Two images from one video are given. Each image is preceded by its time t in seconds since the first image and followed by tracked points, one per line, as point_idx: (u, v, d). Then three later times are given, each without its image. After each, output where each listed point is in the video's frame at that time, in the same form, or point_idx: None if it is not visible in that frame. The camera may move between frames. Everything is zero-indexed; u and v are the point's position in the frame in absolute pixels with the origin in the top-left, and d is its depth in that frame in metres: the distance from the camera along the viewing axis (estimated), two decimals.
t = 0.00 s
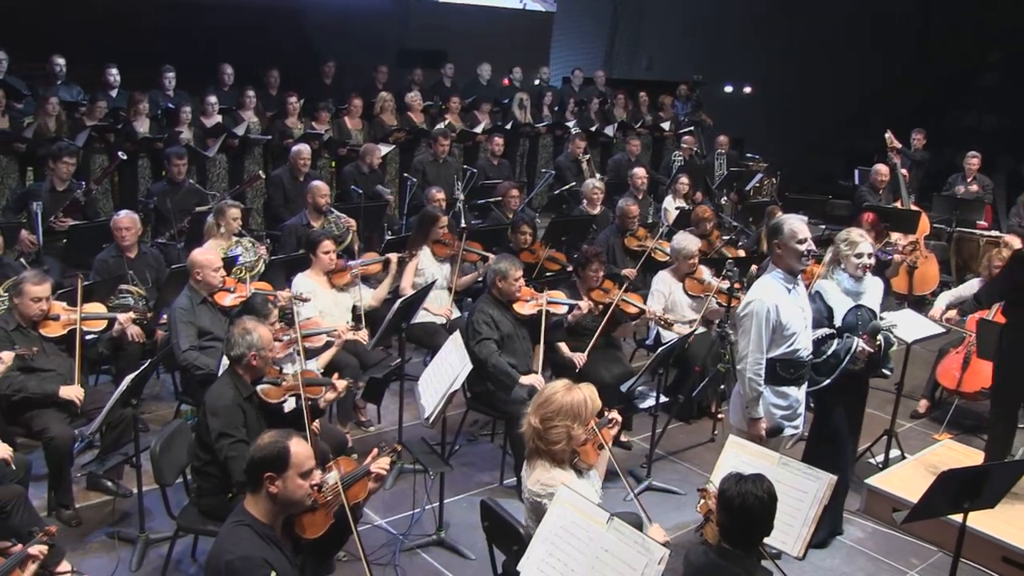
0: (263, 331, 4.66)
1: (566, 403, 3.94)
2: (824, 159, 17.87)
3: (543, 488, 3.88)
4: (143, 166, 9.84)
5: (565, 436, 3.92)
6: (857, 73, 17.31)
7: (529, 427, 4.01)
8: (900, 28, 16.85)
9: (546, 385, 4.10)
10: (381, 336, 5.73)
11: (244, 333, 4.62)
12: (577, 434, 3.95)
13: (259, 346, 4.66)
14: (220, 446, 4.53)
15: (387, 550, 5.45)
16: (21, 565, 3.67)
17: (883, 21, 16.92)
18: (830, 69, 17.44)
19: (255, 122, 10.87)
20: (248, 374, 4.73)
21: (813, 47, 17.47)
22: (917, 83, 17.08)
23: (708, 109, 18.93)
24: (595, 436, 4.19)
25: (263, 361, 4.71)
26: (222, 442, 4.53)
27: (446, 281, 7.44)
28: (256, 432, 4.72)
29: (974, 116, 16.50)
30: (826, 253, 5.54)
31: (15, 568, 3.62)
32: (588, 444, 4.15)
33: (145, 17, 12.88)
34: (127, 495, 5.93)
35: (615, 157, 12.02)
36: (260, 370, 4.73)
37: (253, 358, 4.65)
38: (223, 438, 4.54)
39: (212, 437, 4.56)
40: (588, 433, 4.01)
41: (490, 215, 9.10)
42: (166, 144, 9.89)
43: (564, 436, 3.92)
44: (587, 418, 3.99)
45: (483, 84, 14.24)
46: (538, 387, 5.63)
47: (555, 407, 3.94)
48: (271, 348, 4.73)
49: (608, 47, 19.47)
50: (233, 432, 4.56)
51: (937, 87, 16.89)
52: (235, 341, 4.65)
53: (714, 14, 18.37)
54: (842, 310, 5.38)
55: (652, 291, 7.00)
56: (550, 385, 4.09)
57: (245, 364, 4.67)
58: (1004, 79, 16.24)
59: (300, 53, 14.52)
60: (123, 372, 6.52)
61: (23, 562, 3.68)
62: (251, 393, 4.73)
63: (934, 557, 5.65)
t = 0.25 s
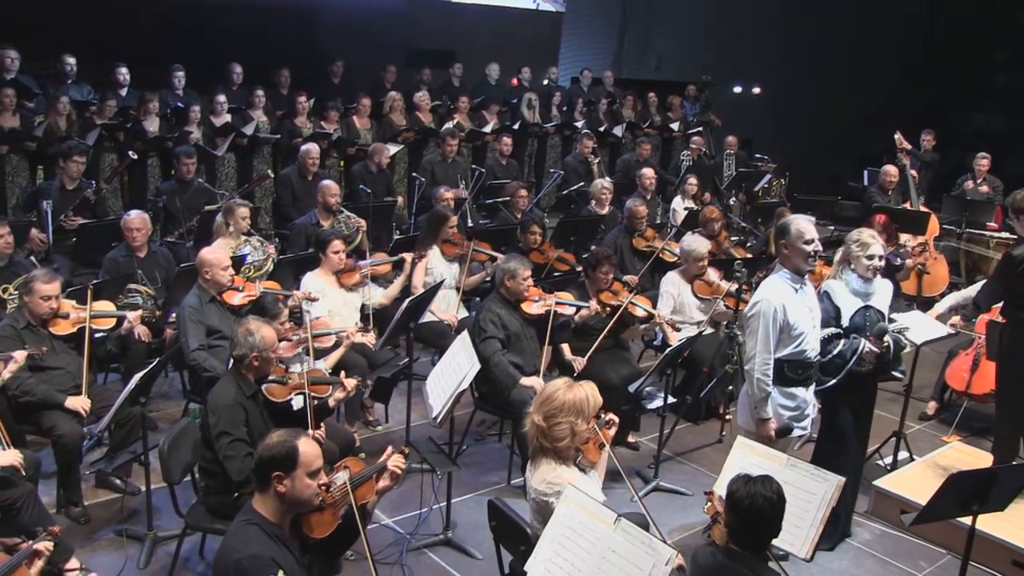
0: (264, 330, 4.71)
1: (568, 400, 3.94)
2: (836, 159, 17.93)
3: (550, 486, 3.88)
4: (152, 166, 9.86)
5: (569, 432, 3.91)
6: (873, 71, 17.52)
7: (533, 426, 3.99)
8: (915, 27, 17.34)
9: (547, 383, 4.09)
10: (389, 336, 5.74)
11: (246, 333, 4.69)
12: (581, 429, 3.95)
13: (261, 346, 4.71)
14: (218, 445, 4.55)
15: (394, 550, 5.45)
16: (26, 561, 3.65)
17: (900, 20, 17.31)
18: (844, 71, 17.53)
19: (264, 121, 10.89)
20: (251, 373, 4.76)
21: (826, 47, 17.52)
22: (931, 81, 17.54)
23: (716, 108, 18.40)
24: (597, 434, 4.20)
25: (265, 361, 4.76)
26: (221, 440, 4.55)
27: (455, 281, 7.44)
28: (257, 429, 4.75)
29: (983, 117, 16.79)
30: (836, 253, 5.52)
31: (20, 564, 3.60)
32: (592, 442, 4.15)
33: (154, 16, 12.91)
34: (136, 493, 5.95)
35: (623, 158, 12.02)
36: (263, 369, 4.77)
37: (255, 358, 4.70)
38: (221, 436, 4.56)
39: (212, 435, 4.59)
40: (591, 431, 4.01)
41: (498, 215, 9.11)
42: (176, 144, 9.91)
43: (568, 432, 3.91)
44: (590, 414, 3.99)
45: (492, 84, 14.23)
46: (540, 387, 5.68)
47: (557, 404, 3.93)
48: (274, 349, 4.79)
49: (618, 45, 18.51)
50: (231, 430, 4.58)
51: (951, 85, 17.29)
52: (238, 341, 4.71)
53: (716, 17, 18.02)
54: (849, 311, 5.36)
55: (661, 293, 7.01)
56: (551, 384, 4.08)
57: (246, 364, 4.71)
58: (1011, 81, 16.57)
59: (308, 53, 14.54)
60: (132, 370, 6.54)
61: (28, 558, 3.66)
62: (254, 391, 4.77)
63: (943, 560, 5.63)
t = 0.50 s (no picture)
0: (266, 331, 4.72)
1: (576, 398, 3.94)
2: (845, 158, 18.56)
3: (558, 485, 3.88)
4: (162, 165, 9.89)
5: (578, 430, 3.91)
6: (882, 71, 18.25)
7: (540, 424, 3.98)
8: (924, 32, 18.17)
9: (554, 381, 4.09)
10: (398, 335, 5.74)
11: (249, 336, 4.68)
12: (589, 427, 3.95)
13: (264, 348, 4.71)
14: (231, 448, 4.58)
15: (402, 549, 5.46)
16: (32, 558, 3.63)
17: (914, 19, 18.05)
18: (856, 70, 18.15)
19: (274, 121, 10.92)
20: (256, 374, 4.76)
21: (839, 47, 17.96)
22: (935, 80, 18.45)
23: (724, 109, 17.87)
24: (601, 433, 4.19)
25: (268, 361, 4.76)
26: (232, 443, 4.58)
27: (464, 281, 7.44)
28: (266, 429, 4.77)
29: (994, 119, 16.97)
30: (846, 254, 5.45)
31: (24, 561, 3.57)
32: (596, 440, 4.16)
33: (162, 16, 12.94)
34: (144, 490, 5.97)
35: (632, 158, 12.02)
36: (266, 369, 4.76)
37: (258, 359, 4.69)
38: (232, 439, 4.59)
39: (223, 438, 4.61)
40: (599, 429, 4.00)
41: (507, 215, 9.12)
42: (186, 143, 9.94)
43: (577, 430, 3.91)
44: (598, 412, 4.00)
45: (502, 84, 14.25)
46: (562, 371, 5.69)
47: (565, 403, 3.93)
48: (277, 349, 4.80)
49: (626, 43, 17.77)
50: (242, 432, 4.61)
51: (957, 85, 18.12)
52: (240, 343, 4.70)
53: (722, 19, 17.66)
54: (859, 312, 5.29)
55: (670, 293, 6.99)
56: (558, 382, 4.07)
57: (250, 365, 4.71)
58: None
59: (318, 52, 14.56)
60: (140, 369, 6.57)
61: (34, 555, 3.64)
62: (259, 390, 4.77)
63: (952, 563, 5.61)
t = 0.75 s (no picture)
0: (267, 329, 4.74)
1: (585, 397, 3.93)
2: (854, 160, 18.31)
3: (567, 483, 3.87)
4: (171, 163, 9.92)
5: (587, 429, 3.90)
6: (902, 71, 18.04)
7: (548, 423, 3.98)
8: (941, 28, 17.87)
9: (561, 380, 4.08)
10: (406, 335, 5.75)
11: (249, 335, 4.70)
12: (598, 426, 3.95)
13: (265, 346, 4.73)
14: (236, 446, 4.59)
15: (409, 549, 5.46)
16: (40, 557, 3.61)
17: (927, 22, 17.88)
18: (870, 71, 17.95)
19: (283, 120, 10.95)
20: (259, 373, 4.78)
21: (852, 48, 17.77)
22: (953, 83, 18.13)
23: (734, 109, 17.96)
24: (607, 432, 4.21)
25: (270, 360, 4.78)
26: (237, 442, 4.59)
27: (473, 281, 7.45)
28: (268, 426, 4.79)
29: (1004, 120, 17.13)
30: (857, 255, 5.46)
31: (34, 559, 3.55)
32: (602, 439, 4.16)
33: (172, 17, 12.98)
34: (153, 489, 5.98)
35: (641, 159, 12.01)
36: (268, 368, 4.79)
37: (259, 358, 4.70)
38: (236, 438, 4.60)
39: (227, 437, 4.62)
40: (606, 428, 4.00)
41: (515, 215, 9.12)
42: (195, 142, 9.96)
43: (586, 429, 3.90)
44: (606, 412, 3.99)
45: (510, 84, 14.25)
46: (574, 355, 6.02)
47: (574, 402, 3.92)
48: (277, 347, 4.82)
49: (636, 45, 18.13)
50: (246, 431, 4.62)
51: (977, 86, 17.77)
52: (241, 343, 4.72)
53: (744, 16, 17.69)
54: (870, 313, 5.30)
55: (678, 293, 6.98)
56: (566, 382, 4.07)
57: (252, 364, 4.72)
58: None
59: (327, 52, 14.58)
60: (149, 367, 6.59)
61: (42, 554, 3.62)
62: (263, 389, 4.81)
63: (961, 566, 5.59)
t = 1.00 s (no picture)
0: (270, 329, 4.72)
1: (596, 398, 3.92)
2: (865, 162, 18.37)
3: (577, 482, 3.86)
4: (182, 162, 9.96)
5: (597, 430, 3.89)
6: (906, 73, 18.08)
7: (559, 424, 3.97)
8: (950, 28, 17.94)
9: (572, 381, 4.07)
10: (416, 334, 5.75)
11: (252, 334, 4.69)
12: (608, 427, 3.93)
13: (268, 345, 4.72)
14: (246, 444, 4.58)
15: (418, 548, 5.46)
16: (56, 553, 3.60)
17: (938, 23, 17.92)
18: (878, 71, 18.03)
19: (294, 119, 10.99)
20: (263, 372, 4.76)
21: (863, 47, 17.79)
22: (955, 86, 18.30)
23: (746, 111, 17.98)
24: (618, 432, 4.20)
25: (274, 359, 4.76)
26: (247, 440, 4.58)
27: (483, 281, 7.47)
28: (275, 423, 4.78)
29: (1016, 120, 17.22)
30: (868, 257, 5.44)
31: (49, 555, 3.54)
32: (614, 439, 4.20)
33: (183, 16, 13.01)
34: (163, 486, 6.00)
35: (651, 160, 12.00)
36: (272, 367, 4.76)
37: (262, 357, 4.68)
38: (246, 436, 4.59)
39: (235, 436, 4.60)
40: (617, 429, 3.99)
41: (525, 216, 9.12)
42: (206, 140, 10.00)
43: (596, 430, 3.89)
44: (616, 413, 3.98)
45: (521, 84, 14.26)
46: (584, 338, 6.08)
47: (584, 402, 3.91)
48: (281, 346, 4.79)
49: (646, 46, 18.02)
50: (255, 429, 4.60)
51: (982, 87, 17.93)
52: (244, 343, 4.69)
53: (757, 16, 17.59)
54: (881, 316, 5.27)
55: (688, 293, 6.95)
56: (577, 382, 4.06)
57: (256, 364, 4.70)
58: None
59: (338, 51, 14.62)
60: (158, 366, 6.61)
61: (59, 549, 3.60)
62: (267, 388, 4.78)
63: (972, 570, 5.56)
